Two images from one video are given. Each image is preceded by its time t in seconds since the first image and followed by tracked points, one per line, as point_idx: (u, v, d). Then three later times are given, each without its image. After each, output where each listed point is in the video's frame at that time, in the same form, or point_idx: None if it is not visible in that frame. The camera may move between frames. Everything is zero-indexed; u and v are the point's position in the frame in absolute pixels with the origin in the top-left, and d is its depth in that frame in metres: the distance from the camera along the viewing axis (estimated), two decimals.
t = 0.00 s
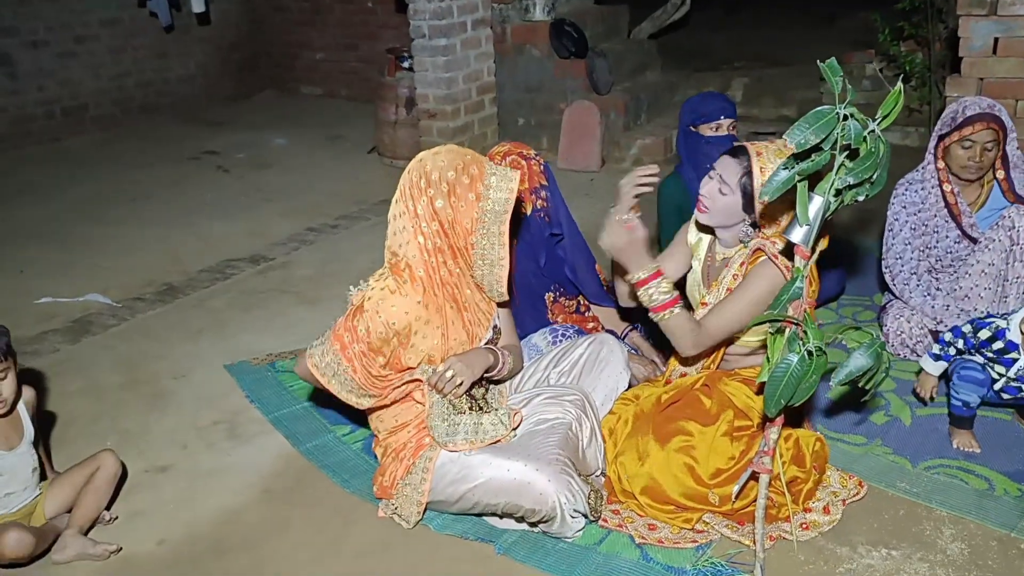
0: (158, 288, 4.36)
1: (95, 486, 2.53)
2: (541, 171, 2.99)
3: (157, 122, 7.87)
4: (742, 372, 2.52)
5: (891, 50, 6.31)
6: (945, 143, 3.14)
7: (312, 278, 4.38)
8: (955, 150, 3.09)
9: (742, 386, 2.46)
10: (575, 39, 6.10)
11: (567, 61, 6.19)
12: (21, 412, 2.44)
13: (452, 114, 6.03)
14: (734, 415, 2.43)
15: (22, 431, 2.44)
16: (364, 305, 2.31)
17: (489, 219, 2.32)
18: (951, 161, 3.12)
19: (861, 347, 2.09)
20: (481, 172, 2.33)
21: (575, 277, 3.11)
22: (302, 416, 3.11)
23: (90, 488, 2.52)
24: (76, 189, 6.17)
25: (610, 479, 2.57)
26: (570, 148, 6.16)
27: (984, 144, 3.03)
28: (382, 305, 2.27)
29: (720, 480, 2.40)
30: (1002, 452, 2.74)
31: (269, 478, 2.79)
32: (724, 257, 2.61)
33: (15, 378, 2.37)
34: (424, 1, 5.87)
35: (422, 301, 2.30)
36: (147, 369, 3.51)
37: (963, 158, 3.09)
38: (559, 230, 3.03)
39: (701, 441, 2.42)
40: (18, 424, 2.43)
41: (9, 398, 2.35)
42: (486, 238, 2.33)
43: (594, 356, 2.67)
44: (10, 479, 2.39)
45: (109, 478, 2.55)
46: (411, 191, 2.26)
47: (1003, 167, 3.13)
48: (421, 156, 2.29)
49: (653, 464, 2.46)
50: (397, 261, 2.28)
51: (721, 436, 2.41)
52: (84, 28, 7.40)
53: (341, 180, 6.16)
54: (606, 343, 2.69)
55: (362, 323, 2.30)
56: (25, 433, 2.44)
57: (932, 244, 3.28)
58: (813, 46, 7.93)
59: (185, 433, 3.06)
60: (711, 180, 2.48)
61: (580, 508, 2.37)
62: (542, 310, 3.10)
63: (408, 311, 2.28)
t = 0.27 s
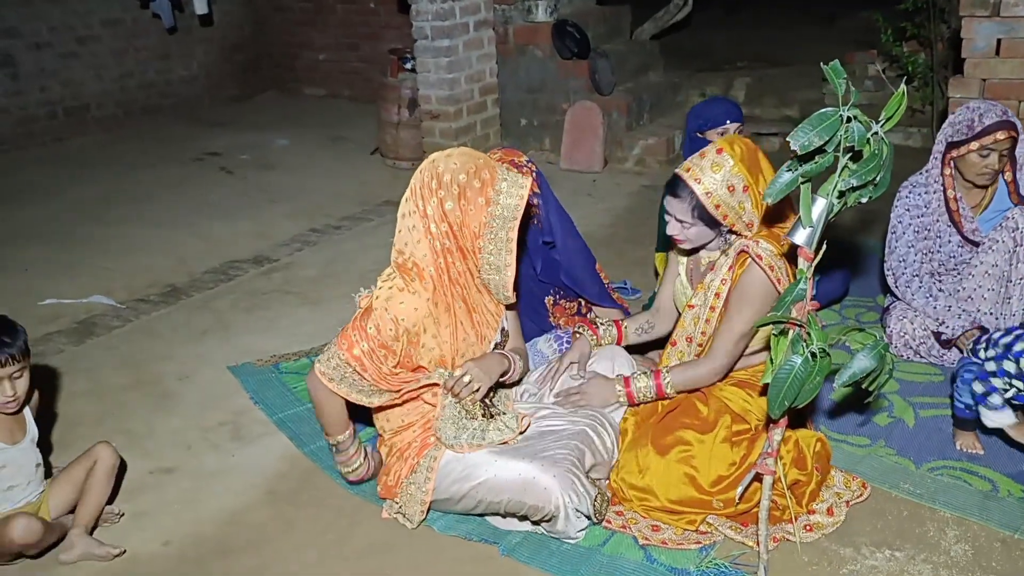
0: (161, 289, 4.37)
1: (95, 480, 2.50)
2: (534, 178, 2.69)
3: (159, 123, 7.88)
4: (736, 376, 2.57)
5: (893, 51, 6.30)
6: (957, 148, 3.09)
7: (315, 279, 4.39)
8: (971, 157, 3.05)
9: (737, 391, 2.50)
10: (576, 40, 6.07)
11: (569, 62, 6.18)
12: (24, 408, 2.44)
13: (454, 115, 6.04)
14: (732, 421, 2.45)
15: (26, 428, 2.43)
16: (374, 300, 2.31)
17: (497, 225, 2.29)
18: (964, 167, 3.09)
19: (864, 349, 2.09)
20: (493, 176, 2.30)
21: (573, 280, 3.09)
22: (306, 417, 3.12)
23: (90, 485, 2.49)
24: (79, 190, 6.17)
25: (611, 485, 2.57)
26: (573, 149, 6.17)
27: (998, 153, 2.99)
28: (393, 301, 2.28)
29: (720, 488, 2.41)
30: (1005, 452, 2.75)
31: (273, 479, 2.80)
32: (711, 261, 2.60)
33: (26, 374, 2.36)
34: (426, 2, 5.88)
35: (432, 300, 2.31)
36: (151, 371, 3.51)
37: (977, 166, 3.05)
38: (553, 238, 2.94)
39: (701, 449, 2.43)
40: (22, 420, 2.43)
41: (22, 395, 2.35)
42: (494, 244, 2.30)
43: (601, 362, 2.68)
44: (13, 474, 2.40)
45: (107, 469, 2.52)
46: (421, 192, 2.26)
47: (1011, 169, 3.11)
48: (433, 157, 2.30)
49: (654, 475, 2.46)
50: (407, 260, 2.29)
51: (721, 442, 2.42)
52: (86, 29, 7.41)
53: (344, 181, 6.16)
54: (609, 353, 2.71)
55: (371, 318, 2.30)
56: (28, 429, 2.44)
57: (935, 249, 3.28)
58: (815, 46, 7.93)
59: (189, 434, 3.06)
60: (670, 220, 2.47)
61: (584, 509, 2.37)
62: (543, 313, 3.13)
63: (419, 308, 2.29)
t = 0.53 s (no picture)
0: (169, 292, 4.39)
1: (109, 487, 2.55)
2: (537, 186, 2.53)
3: (166, 126, 7.91)
4: (738, 381, 2.55)
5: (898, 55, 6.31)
6: (968, 155, 3.09)
7: (321, 282, 4.40)
8: (981, 163, 3.05)
9: (740, 397, 2.51)
10: (582, 44, 6.12)
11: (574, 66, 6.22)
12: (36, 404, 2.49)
13: (460, 118, 6.05)
14: (735, 426, 2.45)
15: (36, 424, 2.48)
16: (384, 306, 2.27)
17: (506, 226, 2.30)
18: (974, 172, 3.09)
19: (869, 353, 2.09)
20: (501, 179, 2.32)
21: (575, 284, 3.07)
22: (312, 420, 3.13)
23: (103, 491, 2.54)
24: (87, 193, 6.20)
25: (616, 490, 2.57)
26: (578, 153, 6.19)
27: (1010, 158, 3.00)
28: (405, 303, 2.25)
29: (726, 492, 2.42)
30: (1011, 455, 2.75)
31: (280, 482, 2.81)
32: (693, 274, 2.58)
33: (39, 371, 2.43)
34: (432, 7, 5.89)
35: (444, 299, 2.29)
36: (159, 373, 3.52)
37: (986, 171, 3.05)
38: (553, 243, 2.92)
39: (706, 455, 2.44)
40: (32, 417, 2.47)
41: (33, 391, 2.41)
42: (503, 246, 2.31)
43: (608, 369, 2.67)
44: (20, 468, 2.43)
45: (122, 475, 2.57)
46: (430, 195, 2.26)
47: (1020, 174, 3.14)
48: (442, 160, 2.29)
49: (658, 482, 2.47)
50: (417, 262, 2.27)
51: (725, 447, 2.43)
52: (94, 33, 7.43)
53: (350, 184, 6.18)
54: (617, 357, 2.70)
55: (383, 323, 2.26)
56: (38, 425, 2.48)
57: (941, 253, 3.27)
58: (820, 49, 7.94)
59: (197, 436, 3.08)
60: (655, 215, 2.46)
61: (591, 513, 2.39)
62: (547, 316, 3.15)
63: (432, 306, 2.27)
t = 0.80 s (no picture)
0: (174, 296, 4.40)
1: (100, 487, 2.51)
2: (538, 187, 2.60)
3: (172, 131, 7.93)
4: (746, 386, 2.54)
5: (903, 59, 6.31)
6: (972, 160, 3.09)
7: (326, 287, 4.41)
8: (986, 168, 3.05)
9: (748, 402, 2.49)
10: (586, 48, 6.10)
11: (579, 70, 6.20)
12: (46, 406, 2.49)
13: (465, 123, 6.06)
14: (742, 430, 2.45)
15: (43, 426, 2.49)
16: (400, 328, 2.31)
17: (508, 229, 2.28)
18: (979, 178, 3.09)
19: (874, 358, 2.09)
20: (499, 183, 2.30)
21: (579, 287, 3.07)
22: (318, 424, 3.13)
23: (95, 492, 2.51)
24: (93, 198, 6.22)
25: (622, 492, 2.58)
26: (583, 158, 6.18)
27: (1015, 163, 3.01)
28: (420, 323, 2.28)
29: (732, 496, 2.42)
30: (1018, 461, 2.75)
31: (285, 486, 2.82)
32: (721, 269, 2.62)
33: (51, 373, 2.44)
34: (436, 11, 5.90)
35: (454, 308, 2.30)
36: (164, 378, 3.53)
37: (990, 177, 3.05)
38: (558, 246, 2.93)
39: (712, 458, 2.44)
40: (41, 417, 2.48)
41: (41, 393, 2.42)
42: (505, 249, 2.29)
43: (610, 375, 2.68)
44: (20, 471, 2.45)
45: (111, 478, 2.53)
46: (430, 203, 2.26)
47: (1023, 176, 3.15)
48: (441, 167, 2.28)
49: (664, 486, 2.47)
50: (421, 274, 2.28)
51: (732, 452, 2.43)
52: (100, 38, 7.46)
53: (354, 189, 6.19)
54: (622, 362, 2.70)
55: (406, 347, 2.30)
56: (45, 428, 2.49)
57: (946, 258, 3.27)
58: (824, 54, 7.94)
59: (202, 441, 3.08)
60: (690, 203, 2.49)
61: (596, 519, 2.40)
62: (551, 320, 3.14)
63: (446, 318, 2.29)
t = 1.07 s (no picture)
0: (178, 301, 4.40)
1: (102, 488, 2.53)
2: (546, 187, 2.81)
3: (176, 137, 7.95)
4: (752, 390, 2.54)
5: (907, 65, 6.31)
6: (974, 165, 3.09)
7: (330, 292, 4.42)
8: (988, 173, 3.05)
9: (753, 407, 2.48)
10: (590, 54, 6.11)
11: (583, 76, 6.21)
12: (58, 411, 2.50)
13: (469, 129, 6.07)
14: (746, 435, 2.45)
15: (55, 432, 2.49)
16: (409, 340, 2.31)
17: (511, 236, 2.28)
18: (981, 183, 3.09)
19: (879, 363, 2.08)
20: (502, 188, 2.30)
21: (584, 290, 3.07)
22: (321, 429, 3.13)
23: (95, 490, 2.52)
24: (98, 203, 6.23)
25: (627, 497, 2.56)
26: (587, 163, 6.17)
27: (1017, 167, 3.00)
28: (429, 334, 2.28)
29: (736, 501, 2.41)
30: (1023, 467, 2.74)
31: (289, 491, 2.82)
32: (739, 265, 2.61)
33: (61, 381, 2.43)
34: (440, 17, 5.92)
35: (463, 318, 2.29)
36: (168, 383, 3.54)
37: (993, 181, 3.05)
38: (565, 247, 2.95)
39: (716, 463, 2.43)
40: (54, 424, 2.49)
41: (50, 398, 2.41)
42: (510, 254, 2.30)
43: (615, 380, 2.72)
44: (31, 475, 2.45)
45: (114, 482, 2.54)
46: (432, 212, 2.25)
47: None
48: (441, 175, 2.28)
49: (668, 491, 2.47)
50: (428, 285, 2.28)
51: (736, 457, 2.42)
52: (105, 44, 7.49)
53: (358, 194, 6.20)
54: (626, 369, 2.74)
55: (416, 359, 2.31)
56: (57, 434, 2.50)
57: (950, 262, 3.26)
58: (828, 60, 7.95)
59: (206, 446, 3.08)
60: (725, 191, 2.50)
61: (599, 525, 2.40)
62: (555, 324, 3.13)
63: (455, 329, 2.28)
